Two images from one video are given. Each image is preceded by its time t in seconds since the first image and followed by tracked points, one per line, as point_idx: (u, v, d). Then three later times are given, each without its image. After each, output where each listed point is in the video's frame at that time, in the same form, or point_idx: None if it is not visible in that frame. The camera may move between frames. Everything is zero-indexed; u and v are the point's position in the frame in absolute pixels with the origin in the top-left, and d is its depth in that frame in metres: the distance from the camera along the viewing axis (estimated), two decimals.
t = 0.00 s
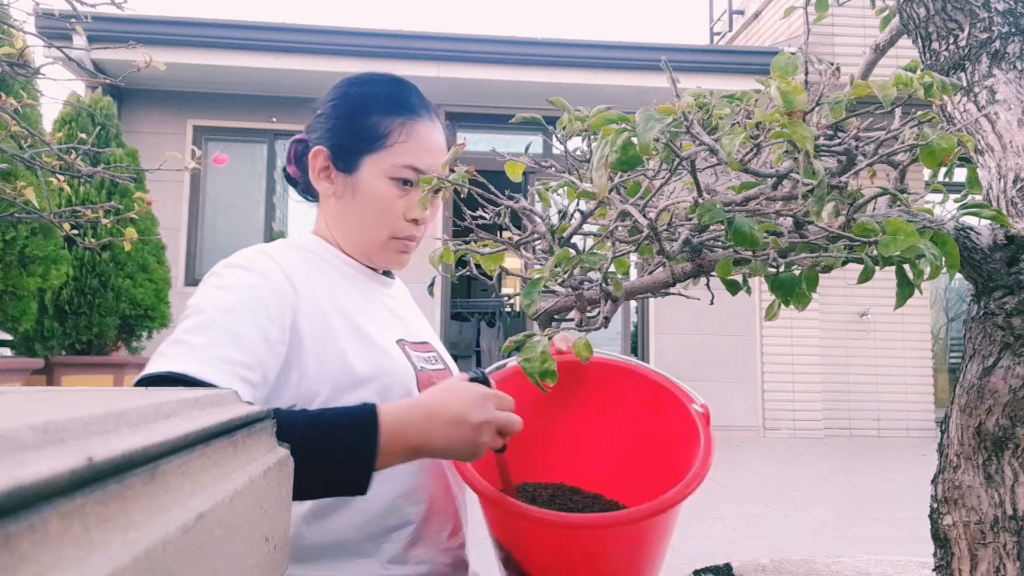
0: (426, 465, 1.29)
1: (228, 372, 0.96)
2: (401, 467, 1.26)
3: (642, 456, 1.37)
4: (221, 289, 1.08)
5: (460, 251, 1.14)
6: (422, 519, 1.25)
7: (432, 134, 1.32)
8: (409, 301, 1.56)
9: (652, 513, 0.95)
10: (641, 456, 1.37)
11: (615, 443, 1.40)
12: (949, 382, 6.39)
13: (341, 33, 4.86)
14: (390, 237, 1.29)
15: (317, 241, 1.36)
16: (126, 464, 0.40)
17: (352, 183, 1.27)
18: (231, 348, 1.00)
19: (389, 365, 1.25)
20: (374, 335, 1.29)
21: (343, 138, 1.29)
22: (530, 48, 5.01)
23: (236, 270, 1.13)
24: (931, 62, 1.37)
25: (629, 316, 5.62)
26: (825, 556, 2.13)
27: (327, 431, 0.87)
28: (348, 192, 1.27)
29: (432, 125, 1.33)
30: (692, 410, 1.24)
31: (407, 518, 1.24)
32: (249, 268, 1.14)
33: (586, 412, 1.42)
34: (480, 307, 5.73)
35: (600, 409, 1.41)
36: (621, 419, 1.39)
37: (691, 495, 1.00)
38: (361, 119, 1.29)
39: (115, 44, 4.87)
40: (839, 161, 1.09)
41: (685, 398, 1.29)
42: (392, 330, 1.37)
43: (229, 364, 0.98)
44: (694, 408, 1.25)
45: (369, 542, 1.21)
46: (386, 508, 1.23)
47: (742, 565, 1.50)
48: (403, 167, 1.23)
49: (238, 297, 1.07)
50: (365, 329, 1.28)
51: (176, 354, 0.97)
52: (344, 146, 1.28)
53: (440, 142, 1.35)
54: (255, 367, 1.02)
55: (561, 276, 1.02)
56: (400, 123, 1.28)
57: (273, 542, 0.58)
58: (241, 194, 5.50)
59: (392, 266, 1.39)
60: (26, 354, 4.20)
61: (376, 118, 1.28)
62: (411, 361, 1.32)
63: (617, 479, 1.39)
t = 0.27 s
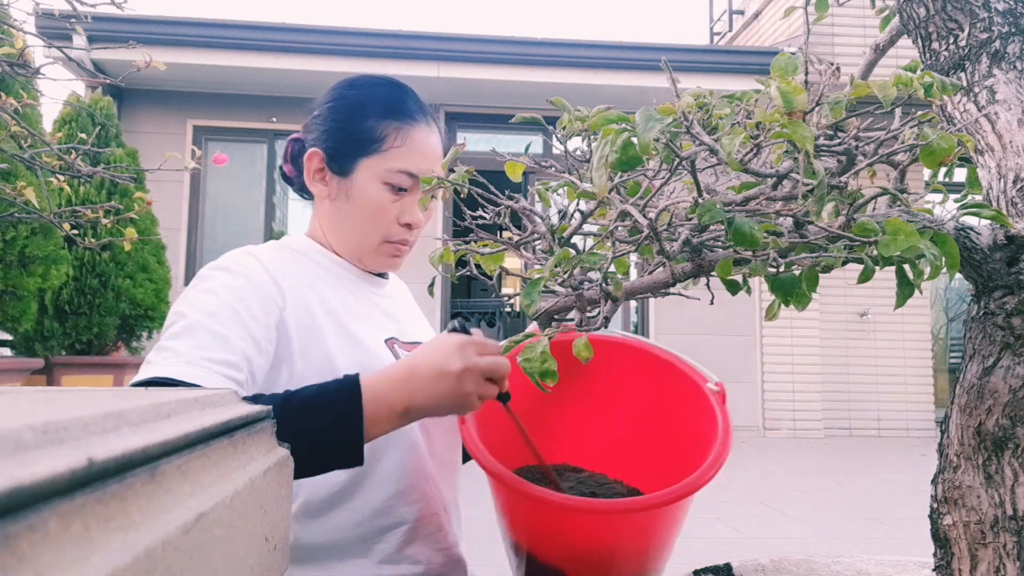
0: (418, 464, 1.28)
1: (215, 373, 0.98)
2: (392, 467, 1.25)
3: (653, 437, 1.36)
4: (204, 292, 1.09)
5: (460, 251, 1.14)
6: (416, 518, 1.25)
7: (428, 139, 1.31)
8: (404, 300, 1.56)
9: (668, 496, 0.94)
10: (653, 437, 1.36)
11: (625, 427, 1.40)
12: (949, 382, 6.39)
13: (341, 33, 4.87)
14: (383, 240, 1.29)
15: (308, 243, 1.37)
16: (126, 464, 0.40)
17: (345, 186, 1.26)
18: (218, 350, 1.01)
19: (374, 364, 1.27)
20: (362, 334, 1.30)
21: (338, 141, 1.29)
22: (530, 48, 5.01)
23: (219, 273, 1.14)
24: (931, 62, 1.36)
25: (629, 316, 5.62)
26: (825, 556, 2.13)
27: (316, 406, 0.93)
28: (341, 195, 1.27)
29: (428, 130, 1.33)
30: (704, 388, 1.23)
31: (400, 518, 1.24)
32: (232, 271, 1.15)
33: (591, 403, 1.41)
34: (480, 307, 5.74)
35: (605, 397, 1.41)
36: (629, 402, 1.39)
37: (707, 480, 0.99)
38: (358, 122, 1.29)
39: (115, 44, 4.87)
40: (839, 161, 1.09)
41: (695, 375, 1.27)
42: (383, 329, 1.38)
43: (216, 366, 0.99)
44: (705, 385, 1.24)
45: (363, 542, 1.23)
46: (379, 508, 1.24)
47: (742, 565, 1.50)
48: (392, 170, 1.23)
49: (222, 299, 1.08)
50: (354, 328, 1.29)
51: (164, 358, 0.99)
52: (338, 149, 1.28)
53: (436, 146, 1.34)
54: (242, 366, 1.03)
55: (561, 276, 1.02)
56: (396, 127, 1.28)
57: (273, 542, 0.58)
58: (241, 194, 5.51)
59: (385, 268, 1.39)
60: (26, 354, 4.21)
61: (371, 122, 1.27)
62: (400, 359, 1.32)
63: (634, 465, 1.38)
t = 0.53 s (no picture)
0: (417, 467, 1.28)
1: (231, 377, 0.98)
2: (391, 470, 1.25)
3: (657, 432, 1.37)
4: (208, 297, 1.10)
5: (460, 251, 1.15)
6: (415, 520, 1.26)
7: (422, 138, 1.30)
8: (400, 299, 1.57)
9: (703, 498, 0.94)
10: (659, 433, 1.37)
11: (626, 424, 1.39)
12: (949, 382, 6.39)
13: (341, 33, 4.87)
14: (378, 240, 1.29)
15: (306, 245, 1.37)
16: (126, 465, 0.40)
17: (340, 186, 1.26)
18: (231, 353, 1.02)
19: (374, 364, 1.27)
20: (360, 335, 1.31)
21: (332, 141, 1.29)
22: (530, 48, 5.01)
23: (219, 277, 1.14)
24: (931, 62, 1.36)
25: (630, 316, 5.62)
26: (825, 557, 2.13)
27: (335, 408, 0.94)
28: (337, 196, 1.27)
29: (423, 128, 1.32)
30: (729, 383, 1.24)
31: (399, 520, 1.25)
32: (231, 274, 1.15)
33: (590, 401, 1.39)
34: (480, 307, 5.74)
35: (606, 394, 1.40)
36: (631, 398, 1.38)
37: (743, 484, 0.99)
38: (351, 122, 1.29)
39: (115, 44, 4.87)
40: (839, 161, 1.09)
41: (715, 368, 1.28)
42: (380, 329, 1.38)
43: (232, 371, 0.99)
44: (730, 381, 1.25)
45: (362, 544, 1.22)
46: (378, 511, 1.24)
47: (742, 565, 1.50)
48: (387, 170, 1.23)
49: (226, 303, 1.08)
50: (351, 328, 1.30)
51: (179, 367, 0.99)
52: (331, 150, 1.28)
53: (431, 145, 1.33)
54: (257, 369, 1.04)
55: (561, 276, 1.02)
56: (388, 126, 1.27)
57: (273, 542, 0.58)
58: (241, 194, 5.51)
59: (382, 267, 1.38)
60: (26, 354, 4.21)
61: (364, 123, 1.27)
62: (394, 361, 1.32)
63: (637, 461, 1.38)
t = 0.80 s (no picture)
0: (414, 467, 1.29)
1: (237, 371, 0.98)
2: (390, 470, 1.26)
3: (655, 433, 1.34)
4: (208, 294, 1.09)
5: (460, 251, 1.15)
6: (415, 520, 1.26)
7: (420, 138, 1.30)
8: (397, 300, 1.57)
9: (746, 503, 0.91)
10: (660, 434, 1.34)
11: (626, 424, 1.35)
12: (949, 382, 6.39)
13: (341, 33, 4.87)
14: (374, 240, 1.29)
15: (304, 246, 1.38)
16: (126, 465, 0.40)
17: (336, 186, 1.26)
18: (234, 348, 1.01)
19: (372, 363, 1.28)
20: (357, 335, 1.31)
21: (328, 140, 1.29)
22: (530, 47, 5.01)
23: (218, 275, 1.14)
24: (931, 62, 1.36)
25: (629, 315, 5.62)
26: (825, 557, 2.13)
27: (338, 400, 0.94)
28: (333, 195, 1.27)
29: (420, 129, 1.31)
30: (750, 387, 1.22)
31: (399, 521, 1.25)
32: (230, 272, 1.15)
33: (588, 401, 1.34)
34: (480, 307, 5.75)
35: (607, 393, 1.35)
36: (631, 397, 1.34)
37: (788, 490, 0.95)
38: (348, 122, 1.29)
39: (114, 44, 4.87)
40: (839, 161, 1.09)
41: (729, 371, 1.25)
42: (377, 328, 1.38)
43: (237, 365, 0.99)
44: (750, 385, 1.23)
45: (362, 545, 1.22)
46: (378, 511, 1.24)
47: (742, 565, 1.50)
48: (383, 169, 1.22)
49: (227, 301, 1.08)
50: (348, 329, 1.31)
51: (182, 362, 0.98)
52: (327, 150, 1.28)
53: (429, 145, 1.33)
54: (260, 363, 1.04)
55: (561, 276, 1.02)
56: (385, 126, 1.27)
57: (273, 542, 0.58)
58: (241, 194, 5.51)
59: (378, 267, 1.38)
60: (26, 354, 4.21)
61: (361, 123, 1.27)
62: (391, 360, 1.32)
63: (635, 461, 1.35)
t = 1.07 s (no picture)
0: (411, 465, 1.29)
1: (231, 371, 0.98)
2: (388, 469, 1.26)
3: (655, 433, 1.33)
4: (203, 293, 1.09)
5: (460, 251, 1.14)
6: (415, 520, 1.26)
7: (420, 141, 1.29)
8: (394, 298, 1.57)
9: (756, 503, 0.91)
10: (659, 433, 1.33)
11: (627, 423, 1.34)
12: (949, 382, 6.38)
13: (341, 34, 4.87)
14: (370, 242, 1.29)
15: (301, 246, 1.38)
16: (126, 465, 0.40)
17: (335, 186, 1.26)
18: (230, 348, 1.01)
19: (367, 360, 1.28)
20: (352, 333, 1.32)
21: (328, 139, 1.29)
22: (530, 47, 5.01)
23: (213, 274, 1.14)
24: (931, 62, 1.36)
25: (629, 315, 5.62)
26: (824, 556, 2.13)
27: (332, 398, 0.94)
28: (332, 194, 1.27)
29: (421, 132, 1.31)
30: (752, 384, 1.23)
31: (399, 520, 1.25)
32: (225, 271, 1.15)
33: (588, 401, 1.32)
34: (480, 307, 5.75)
35: (606, 394, 1.34)
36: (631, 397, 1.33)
37: (794, 490, 0.96)
38: (349, 122, 1.28)
39: (114, 44, 4.87)
40: (839, 161, 1.09)
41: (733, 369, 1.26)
42: (373, 326, 1.38)
43: (232, 366, 0.99)
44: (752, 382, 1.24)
45: (362, 545, 1.22)
46: (377, 510, 1.24)
47: (742, 565, 1.50)
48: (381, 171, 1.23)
49: (223, 300, 1.08)
50: (344, 328, 1.31)
51: (177, 363, 0.98)
52: (327, 149, 1.28)
53: (429, 149, 1.32)
54: (255, 362, 1.04)
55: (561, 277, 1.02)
56: (386, 128, 1.27)
57: (273, 542, 0.58)
58: (241, 194, 5.51)
59: (374, 269, 1.38)
60: (26, 354, 4.21)
61: (362, 124, 1.27)
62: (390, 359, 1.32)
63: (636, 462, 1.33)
